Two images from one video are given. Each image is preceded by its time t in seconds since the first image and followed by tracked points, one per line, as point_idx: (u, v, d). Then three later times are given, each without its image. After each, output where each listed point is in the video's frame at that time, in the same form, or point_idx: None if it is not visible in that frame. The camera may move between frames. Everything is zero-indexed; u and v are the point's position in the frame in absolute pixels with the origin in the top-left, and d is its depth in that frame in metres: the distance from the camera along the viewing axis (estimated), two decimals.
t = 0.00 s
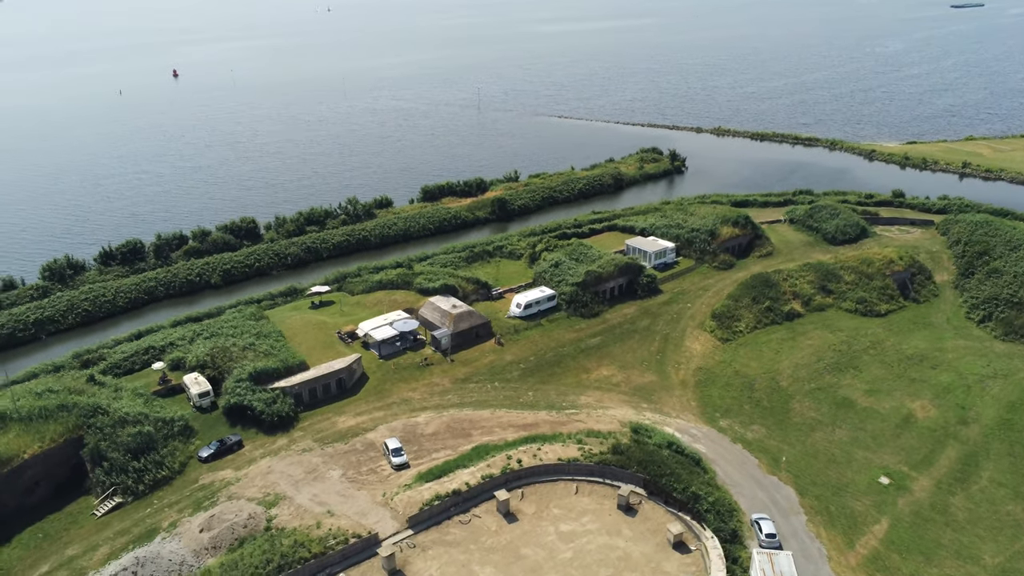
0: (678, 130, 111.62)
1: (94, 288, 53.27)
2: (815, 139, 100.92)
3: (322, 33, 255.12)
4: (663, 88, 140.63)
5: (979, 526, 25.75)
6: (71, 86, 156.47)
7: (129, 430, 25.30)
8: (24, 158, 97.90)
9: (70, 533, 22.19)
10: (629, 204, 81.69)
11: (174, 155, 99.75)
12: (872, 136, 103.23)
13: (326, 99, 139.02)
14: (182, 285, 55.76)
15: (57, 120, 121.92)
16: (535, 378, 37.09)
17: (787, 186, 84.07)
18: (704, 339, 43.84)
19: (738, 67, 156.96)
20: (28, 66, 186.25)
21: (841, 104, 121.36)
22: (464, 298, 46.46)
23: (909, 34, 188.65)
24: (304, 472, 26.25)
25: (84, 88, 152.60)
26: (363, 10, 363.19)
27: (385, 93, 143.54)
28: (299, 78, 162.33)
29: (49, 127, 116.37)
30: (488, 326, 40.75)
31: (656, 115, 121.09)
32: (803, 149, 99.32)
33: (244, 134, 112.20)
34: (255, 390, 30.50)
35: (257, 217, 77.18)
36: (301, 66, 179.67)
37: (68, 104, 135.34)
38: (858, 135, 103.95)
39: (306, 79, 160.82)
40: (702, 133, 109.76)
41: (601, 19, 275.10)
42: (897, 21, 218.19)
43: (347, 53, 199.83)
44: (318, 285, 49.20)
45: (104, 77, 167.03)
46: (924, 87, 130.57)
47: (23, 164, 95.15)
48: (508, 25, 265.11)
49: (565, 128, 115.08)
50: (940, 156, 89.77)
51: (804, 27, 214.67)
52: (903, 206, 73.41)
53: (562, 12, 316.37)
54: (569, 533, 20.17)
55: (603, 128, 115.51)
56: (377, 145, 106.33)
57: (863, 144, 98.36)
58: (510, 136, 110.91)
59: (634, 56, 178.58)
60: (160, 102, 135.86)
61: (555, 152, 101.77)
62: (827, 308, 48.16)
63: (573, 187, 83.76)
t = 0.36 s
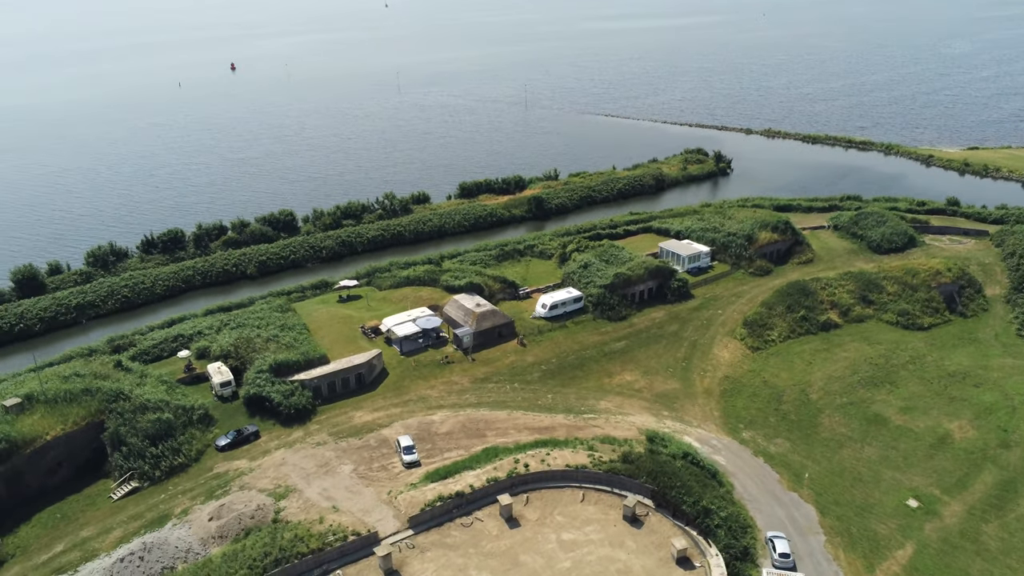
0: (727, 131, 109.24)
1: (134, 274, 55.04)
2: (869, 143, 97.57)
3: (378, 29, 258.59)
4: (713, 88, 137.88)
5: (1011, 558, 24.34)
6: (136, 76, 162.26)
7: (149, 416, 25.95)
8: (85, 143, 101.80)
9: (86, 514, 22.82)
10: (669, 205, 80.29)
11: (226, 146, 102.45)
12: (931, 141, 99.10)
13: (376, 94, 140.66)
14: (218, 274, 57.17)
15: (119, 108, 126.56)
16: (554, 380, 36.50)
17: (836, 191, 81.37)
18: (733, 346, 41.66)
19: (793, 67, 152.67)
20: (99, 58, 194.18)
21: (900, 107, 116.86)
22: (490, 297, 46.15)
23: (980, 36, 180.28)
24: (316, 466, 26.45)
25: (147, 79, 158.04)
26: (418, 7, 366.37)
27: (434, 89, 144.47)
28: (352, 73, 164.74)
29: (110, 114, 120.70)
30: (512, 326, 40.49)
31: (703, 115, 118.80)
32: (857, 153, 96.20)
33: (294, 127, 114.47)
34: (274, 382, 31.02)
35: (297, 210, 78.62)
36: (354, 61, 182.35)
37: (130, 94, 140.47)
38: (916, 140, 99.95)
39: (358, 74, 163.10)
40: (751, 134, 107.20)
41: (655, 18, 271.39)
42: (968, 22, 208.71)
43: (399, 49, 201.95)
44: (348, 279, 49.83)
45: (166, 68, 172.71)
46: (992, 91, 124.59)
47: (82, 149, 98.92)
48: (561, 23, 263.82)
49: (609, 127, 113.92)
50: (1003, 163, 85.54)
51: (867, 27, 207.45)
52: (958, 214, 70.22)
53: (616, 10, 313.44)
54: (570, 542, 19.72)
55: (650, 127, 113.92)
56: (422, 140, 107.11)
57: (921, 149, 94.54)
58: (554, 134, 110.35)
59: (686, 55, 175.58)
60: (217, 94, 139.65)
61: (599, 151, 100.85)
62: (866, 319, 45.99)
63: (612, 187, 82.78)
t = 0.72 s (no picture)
0: (780, 133, 106.47)
1: (177, 262, 56.83)
2: (930, 149, 93.78)
3: (436, 24, 260.93)
4: (768, 89, 134.34)
5: None
6: (200, 67, 167.89)
7: (171, 402, 26.82)
8: (146, 132, 105.82)
9: (107, 495, 23.69)
10: (712, 208, 78.49)
11: (279, 138, 104.95)
12: (998, 148, 94.36)
13: (427, 89, 141.80)
14: (257, 265, 58.58)
15: (182, 98, 131.23)
16: (574, 383, 35.03)
17: (889, 198, 78.30)
18: (765, 357, 38.71)
19: (854, 69, 147.52)
20: (168, 49, 201.78)
21: (966, 113, 111.55)
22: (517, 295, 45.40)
23: None
24: (329, 458, 26.72)
25: (210, 70, 163.37)
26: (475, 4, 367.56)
27: (486, 85, 144.82)
28: (406, 68, 166.50)
29: (172, 104, 125.14)
30: (536, 326, 39.31)
31: (756, 117, 115.83)
32: (916, 158, 92.59)
33: (346, 121, 116.37)
34: (296, 373, 31.57)
35: (339, 202, 79.83)
36: (409, 56, 184.36)
37: (192, 84, 145.37)
38: (982, 146, 95.31)
39: (412, 69, 164.79)
40: (805, 138, 104.09)
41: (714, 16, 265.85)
42: None
43: (454, 45, 203.18)
44: (378, 273, 50.36)
45: (228, 61, 177.68)
46: None
47: (143, 137, 102.79)
48: (616, 21, 260.96)
49: (657, 127, 112.18)
50: None
51: (937, 28, 198.60)
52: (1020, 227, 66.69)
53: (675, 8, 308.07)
54: (571, 550, 19.31)
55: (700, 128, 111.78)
56: (470, 137, 107.51)
57: (986, 156, 90.18)
58: (601, 132, 109.25)
59: (743, 55, 171.53)
60: (275, 87, 143.18)
61: (645, 151, 99.36)
62: (908, 333, 43.37)
63: (655, 188, 81.45)
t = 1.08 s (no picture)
0: (836, 137, 103.00)
1: (221, 250, 58.64)
2: (997, 156, 89.38)
3: (492, 21, 260.74)
4: (827, 91, 129.95)
5: None
6: (261, 61, 172.38)
7: (197, 386, 27.88)
8: (206, 123, 109.28)
9: (130, 473, 24.88)
10: (759, 212, 76.21)
11: (331, 132, 106.92)
12: None
13: (480, 85, 142.13)
14: (296, 255, 59.91)
15: (241, 91, 134.97)
16: (597, 385, 34.07)
17: (948, 207, 74.87)
18: (797, 366, 36.92)
19: (922, 72, 141.41)
20: (235, 43, 207.73)
21: None
22: (547, 294, 44.33)
23: None
24: (346, 449, 27.07)
25: (271, 64, 167.69)
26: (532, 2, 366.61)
27: (536, 83, 144.02)
28: (460, 64, 167.35)
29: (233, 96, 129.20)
30: (563, 326, 38.12)
31: (812, 120, 112.22)
32: (981, 166, 88.34)
33: (398, 116, 117.60)
34: (320, 364, 32.13)
35: (383, 196, 80.67)
36: (465, 53, 185.10)
37: (252, 78, 149.11)
38: None
39: (466, 65, 165.49)
40: (863, 142, 100.31)
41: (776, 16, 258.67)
42: None
43: (510, 42, 203.17)
44: (411, 268, 50.79)
45: (287, 56, 181.36)
46: None
47: (200, 128, 105.93)
48: (674, 19, 256.30)
49: (707, 128, 109.77)
50: None
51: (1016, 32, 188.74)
52: None
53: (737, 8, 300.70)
54: (572, 555, 19.03)
55: (752, 130, 108.90)
56: (519, 134, 107.20)
57: None
58: (650, 132, 107.56)
59: (804, 55, 166.27)
60: (331, 81, 146.00)
61: (694, 152, 97.42)
62: (953, 350, 39.52)
63: (700, 190, 79.62)
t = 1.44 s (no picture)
0: (898, 142, 98.87)
1: (265, 240, 60.36)
2: None
3: (550, 19, 258.62)
4: (892, 94, 124.67)
5: None
6: (321, 55, 175.97)
7: (224, 371, 29.31)
8: (262, 115, 112.33)
9: (156, 452, 26.26)
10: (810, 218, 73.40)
11: (382, 125, 108.28)
12: None
13: (533, 82, 141.62)
14: (337, 246, 61.15)
15: (298, 84, 138.17)
16: (621, 389, 32.63)
17: (1011, 219, 70.98)
18: (832, 377, 34.18)
19: (999, 76, 134.20)
20: (293, 38, 211.09)
21: None
22: (577, 294, 42.20)
23: None
24: (364, 440, 27.37)
25: (329, 59, 171.09)
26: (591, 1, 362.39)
27: (590, 81, 142.10)
28: (514, 60, 167.19)
29: (289, 90, 132.17)
30: (591, 327, 36.68)
31: (874, 124, 107.87)
32: None
33: (449, 110, 118.01)
34: (345, 354, 32.74)
35: (427, 191, 80.97)
36: (520, 50, 184.85)
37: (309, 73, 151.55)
38: None
39: (520, 62, 165.16)
40: (926, 147, 96.10)
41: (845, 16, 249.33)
42: None
43: (565, 40, 202.00)
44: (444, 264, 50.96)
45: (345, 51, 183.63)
46: None
47: (255, 121, 108.32)
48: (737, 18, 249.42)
49: (761, 130, 106.62)
50: None
51: None
52: None
53: (805, 8, 290.87)
54: (573, 557, 18.37)
55: (808, 132, 105.33)
56: (568, 131, 106.31)
57: None
58: (702, 132, 105.23)
59: (871, 57, 159.76)
60: (386, 76, 147.90)
61: (747, 153, 94.82)
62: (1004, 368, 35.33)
63: (747, 194, 77.06)
